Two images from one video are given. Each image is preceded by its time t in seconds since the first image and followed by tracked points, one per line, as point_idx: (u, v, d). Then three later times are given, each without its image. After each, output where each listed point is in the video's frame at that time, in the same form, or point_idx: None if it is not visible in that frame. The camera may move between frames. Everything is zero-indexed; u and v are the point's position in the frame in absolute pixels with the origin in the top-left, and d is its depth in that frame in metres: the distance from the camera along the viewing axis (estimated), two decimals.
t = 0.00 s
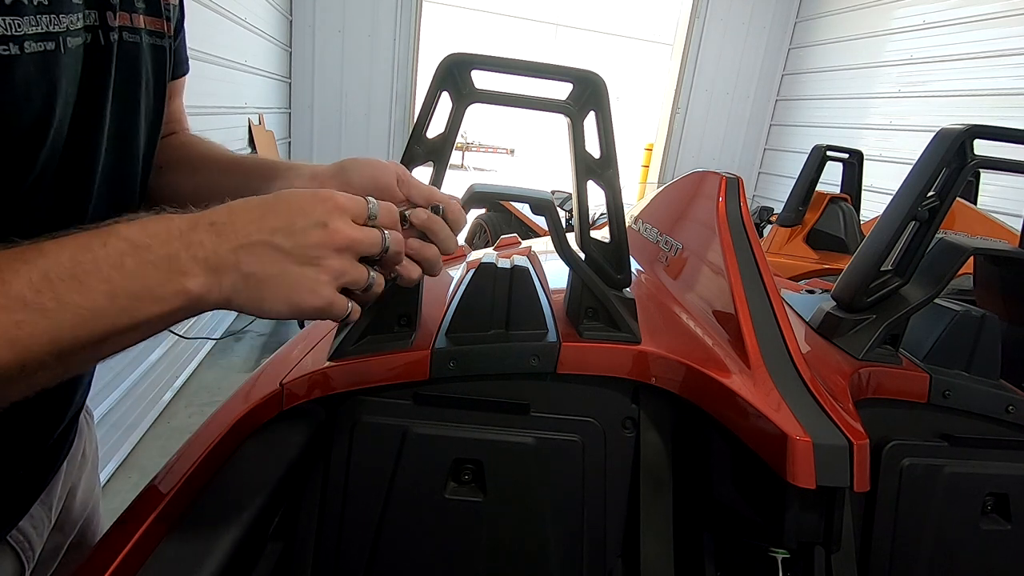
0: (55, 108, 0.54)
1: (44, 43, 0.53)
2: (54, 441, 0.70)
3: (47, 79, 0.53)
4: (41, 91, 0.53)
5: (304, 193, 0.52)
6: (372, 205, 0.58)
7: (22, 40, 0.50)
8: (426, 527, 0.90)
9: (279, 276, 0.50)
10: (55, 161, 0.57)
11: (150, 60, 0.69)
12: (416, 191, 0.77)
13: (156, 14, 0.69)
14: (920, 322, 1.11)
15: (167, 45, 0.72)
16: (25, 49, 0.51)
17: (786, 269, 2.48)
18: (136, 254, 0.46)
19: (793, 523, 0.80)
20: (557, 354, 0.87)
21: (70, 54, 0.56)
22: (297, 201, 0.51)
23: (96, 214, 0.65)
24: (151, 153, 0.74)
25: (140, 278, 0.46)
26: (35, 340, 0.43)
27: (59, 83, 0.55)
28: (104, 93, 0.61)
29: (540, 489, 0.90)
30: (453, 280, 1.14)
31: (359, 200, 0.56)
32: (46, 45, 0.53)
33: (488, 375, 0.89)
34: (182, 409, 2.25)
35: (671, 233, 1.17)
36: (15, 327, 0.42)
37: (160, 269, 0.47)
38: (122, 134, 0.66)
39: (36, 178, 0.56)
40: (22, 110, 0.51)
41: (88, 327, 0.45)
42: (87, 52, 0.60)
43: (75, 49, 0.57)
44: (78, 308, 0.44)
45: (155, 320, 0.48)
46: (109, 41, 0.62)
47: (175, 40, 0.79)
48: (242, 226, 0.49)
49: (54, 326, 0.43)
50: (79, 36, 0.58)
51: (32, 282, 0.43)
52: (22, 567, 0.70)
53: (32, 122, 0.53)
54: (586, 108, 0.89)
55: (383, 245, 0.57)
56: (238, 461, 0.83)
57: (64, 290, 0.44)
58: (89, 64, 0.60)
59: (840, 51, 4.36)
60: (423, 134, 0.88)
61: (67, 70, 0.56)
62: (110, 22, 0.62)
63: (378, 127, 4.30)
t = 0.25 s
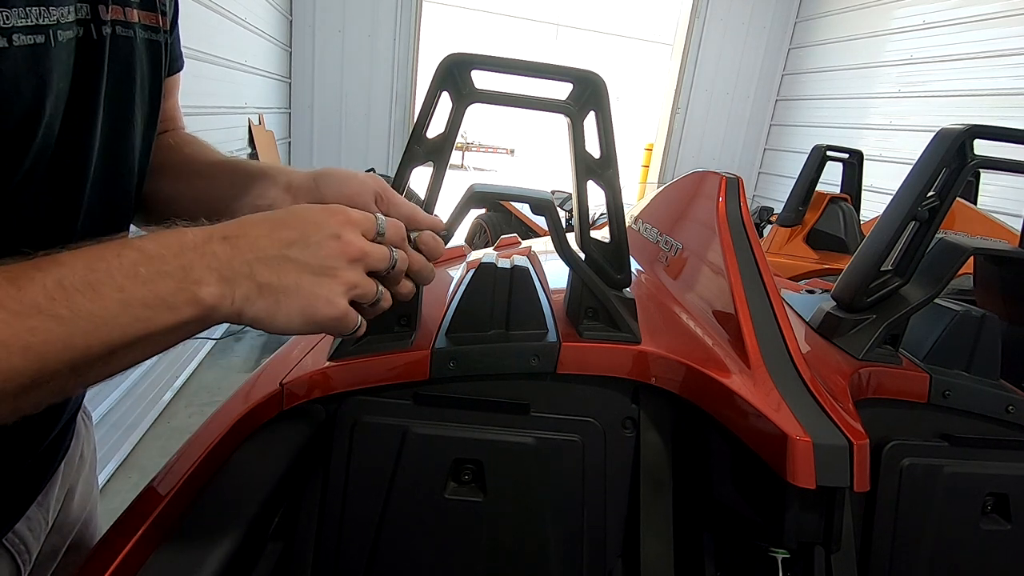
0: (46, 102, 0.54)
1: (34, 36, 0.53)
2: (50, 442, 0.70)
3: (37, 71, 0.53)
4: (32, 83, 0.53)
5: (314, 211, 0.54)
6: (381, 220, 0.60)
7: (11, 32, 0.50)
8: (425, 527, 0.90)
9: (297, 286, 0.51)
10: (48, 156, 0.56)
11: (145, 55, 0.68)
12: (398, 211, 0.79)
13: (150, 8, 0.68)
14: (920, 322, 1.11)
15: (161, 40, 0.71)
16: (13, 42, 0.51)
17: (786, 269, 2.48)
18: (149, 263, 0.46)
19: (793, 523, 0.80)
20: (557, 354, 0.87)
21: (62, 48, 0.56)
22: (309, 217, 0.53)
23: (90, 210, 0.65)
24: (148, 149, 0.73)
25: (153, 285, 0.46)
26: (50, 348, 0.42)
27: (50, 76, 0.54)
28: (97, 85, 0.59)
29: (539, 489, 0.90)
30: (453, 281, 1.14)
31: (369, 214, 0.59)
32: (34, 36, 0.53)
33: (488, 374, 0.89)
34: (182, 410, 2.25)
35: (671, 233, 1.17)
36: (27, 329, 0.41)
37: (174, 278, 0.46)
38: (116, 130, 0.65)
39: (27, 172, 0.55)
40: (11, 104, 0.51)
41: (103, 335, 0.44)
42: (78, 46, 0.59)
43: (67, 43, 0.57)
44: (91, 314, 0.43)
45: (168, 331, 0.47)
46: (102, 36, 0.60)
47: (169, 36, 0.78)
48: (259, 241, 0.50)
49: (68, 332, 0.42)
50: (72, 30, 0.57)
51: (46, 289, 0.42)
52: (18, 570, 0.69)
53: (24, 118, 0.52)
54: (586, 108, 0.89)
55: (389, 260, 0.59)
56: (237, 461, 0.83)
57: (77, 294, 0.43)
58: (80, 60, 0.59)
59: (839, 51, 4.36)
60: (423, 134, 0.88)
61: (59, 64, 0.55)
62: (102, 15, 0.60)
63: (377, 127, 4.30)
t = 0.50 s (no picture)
0: (39, 100, 0.53)
1: (28, 34, 0.52)
2: (45, 446, 0.70)
3: (30, 69, 0.52)
4: (25, 81, 0.52)
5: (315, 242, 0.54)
6: (379, 255, 0.62)
7: (5, 29, 0.50)
8: (425, 527, 0.90)
9: (292, 312, 0.51)
10: (42, 154, 0.56)
11: (143, 54, 0.68)
12: (389, 237, 0.77)
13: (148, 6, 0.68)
14: (920, 323, 1.11)
15: (160, 39, 0.71)
16: (8, 39, 0.50)
17: (786, 269, 2.48)
18: (151, 280, 0.46)
19: (793, 523, 0.80)
20: (557, 354, 0.87)
21: (56, 45, 0.55)
22: (310, 247, 0.53)
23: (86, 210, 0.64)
24: (147, 149, 0.73)
25: (153, 302, 0.46)
26: (49, 362, 0.42)
27: (44, 75, 0.54)
28: (93, 88, 0.59)
29: (539, 489, 0.90)
30: (453, 280, 1.14)
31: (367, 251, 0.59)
32: (29, 35, 0.52)
33: (488, 374, 0.89)
34: (182, 410, 2.25)
35: (672, 233, 1.17)
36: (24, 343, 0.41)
37: (173, 295, 0.46)
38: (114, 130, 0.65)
39: (22, 169, 0.55)
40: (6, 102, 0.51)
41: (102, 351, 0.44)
42: (73, 44, 0.59)
43: (62, 40, 0.56)
44: (91, 330, 0.43)
45: (165, 349, 0.47)
46: (98, 33, 0.60)
47: (169, 37, 0.79)
48: (260, 268, 0.50)
49: (67, 348, 0.42)
50: (66, 27, 0.57)
51: (49, 305, 0.42)
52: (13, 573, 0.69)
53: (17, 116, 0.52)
54: (586, 108, 0.89)
55: (383, 298, 0.59)
56: (237, 461, 0.83)
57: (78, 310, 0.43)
58: (76, 59, 0.59)
59: (839, 51, 4.36)
60: (423, 134, 0.88)
61: (52, 62, 0.55)
62: (98, 13, 0.60)
63: (377, 127, 4.30)
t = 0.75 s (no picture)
0: (40, 100, 0.53)
1: (30, 34, 0.52)
2: (45, 449, 0.71)
3: (32, 69, 0.52)
4: (26, 81, 0.52)
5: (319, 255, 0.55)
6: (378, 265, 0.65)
7: (6, 29, 0.50)
8: (425, 528, 0.90)
9: (294, 326, 0.51)
10: (43, 155, 0.56)
11: (145, 55, 0.68)
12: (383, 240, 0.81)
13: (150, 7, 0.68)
14: (920, 323, 1.11)
15: (161, 40, 0.71)
16: (9, 38, 0.50)
17: (786, 269, 2.48)
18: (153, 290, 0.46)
19: (793, 523, 0.80)
20: (557, 354, 0.87)
21: (58, 45, 0.55)
22: (313, 262, 0.54)
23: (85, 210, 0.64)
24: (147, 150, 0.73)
25: (156, 316, 0.45)
26: (51, 372, 0.41)
27: (45, 76, 0.53)
28: (95, 90, 0.59)
29: (539, 488, 0.90)
30: (453, 281, 1.14)
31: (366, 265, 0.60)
32: (30, 36, 0.52)
33: (488, 374, 0.89)
34: (182, 410, 2.25)
35: (671, 233, 1.17)
36: (23, 345, 0.40)
37: (174, 299, 0.46)
38: (114, 131, 0.65)
39: (22, 169, 0.55)
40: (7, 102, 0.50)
41: (101, 361, 0.43)
42: (76, 44, 0.59)
43: (64, 41, 0.56)
44: (95, 343, 0.43)
45: (163, 362, 0.46)
46: (99, 35, 0.60)
47: (170, 39, 0.78)
48: (261, 281, 0.50)
49: (70, 360, 0.42)
50: (68, 27, 0.57)
51: (54, 318, 0.42)
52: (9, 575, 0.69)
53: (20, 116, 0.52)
54: (586, 108, 0.89)
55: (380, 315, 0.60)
56: (237, 462, 0.83)
57: (81, 320, 0.43)
58: (77, 60, 0.59)
59: (839, 51, 4.36)
60: (423, 134, 0.88)
61: (53, 62, 0.54)
62: (100, 13, 0.60)
63: (377, 127, 4.30)
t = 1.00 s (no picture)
0: (38, 100, 0.53)
1: (28, 34, 0.52)
2: (44, 450, 0.71)
3: (30, 69, 0.52)
4: (25, 81, 0.52)
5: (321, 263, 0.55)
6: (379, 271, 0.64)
7: (3, 29, 0.49)
8: (425, 528, 0.90)
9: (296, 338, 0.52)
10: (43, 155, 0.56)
11: (146, 58, 0.68)
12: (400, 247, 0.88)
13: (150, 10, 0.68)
14: (920, 323, 1.11)
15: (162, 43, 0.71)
16: (6, 38, 0.50)
17: (786, 269, 2.48)
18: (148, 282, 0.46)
19: (793, 523, 0.80)
20: (557, 354, 0.87)
21: (56, 46, 0.55)
22: (311, 267, 0.54)
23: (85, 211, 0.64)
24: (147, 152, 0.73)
25: (154, 310, 0.45)
26: (51, 371, 0.41)
27: (43, 77, 0.53)
28: (94, 93, 0.59)
29: (539, 488, 0.90)
30: (453, 280, 1.14)
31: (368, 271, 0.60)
32: (27, 36, 0.52)
33: (488, 374, 0.89)
34: (182, 410, 2.25)
35: (672, 233, 1.17)
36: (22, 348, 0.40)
37: (173, 298, 0.46)
38: (115, 133, 0.65)
39: (22, 170, 0.55)
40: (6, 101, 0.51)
41: (99, 364, 0.43)
42: (76, 46, 0.59)
43: (63, 41, 0.56)
44: (94, 339, 0.43)
45: (160, 365, 0.46)
46: (99, 36, 0.60)
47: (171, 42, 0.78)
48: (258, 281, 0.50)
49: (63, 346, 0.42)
50: (67, 28, 0.57)
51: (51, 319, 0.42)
52: None
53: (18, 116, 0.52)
54: (586, 108, 0.89)
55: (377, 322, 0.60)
56: (237, 462, 0.82)
57: (77, 322, 0.42)
58: (77, 61, 0.59)
59: (839, 51, 4.36)
60: (423, 134, 0.88)
61: (51, 62, 0.54)
62: (100, 15, 0.60)
63: (377, 127, 4.30)
